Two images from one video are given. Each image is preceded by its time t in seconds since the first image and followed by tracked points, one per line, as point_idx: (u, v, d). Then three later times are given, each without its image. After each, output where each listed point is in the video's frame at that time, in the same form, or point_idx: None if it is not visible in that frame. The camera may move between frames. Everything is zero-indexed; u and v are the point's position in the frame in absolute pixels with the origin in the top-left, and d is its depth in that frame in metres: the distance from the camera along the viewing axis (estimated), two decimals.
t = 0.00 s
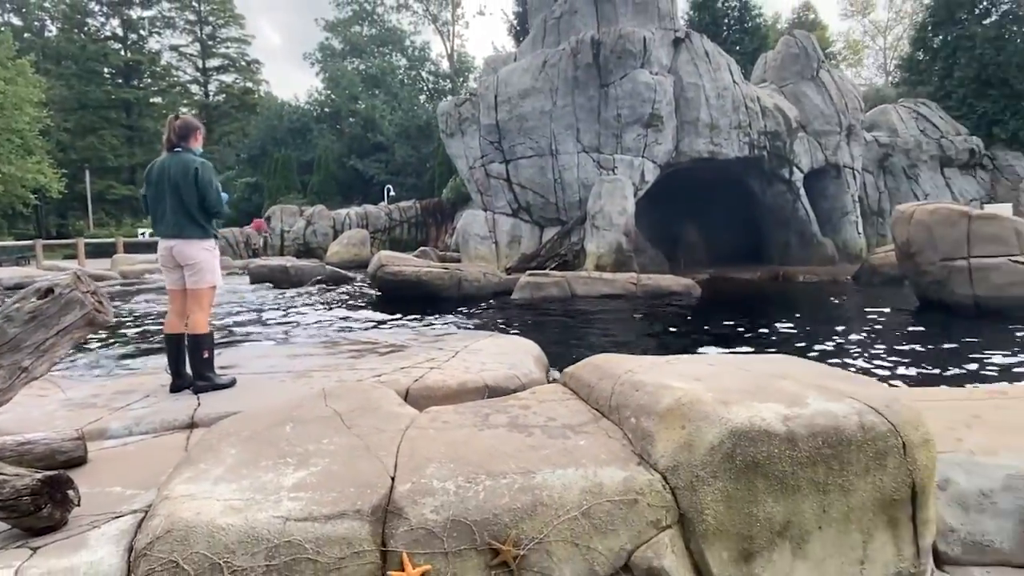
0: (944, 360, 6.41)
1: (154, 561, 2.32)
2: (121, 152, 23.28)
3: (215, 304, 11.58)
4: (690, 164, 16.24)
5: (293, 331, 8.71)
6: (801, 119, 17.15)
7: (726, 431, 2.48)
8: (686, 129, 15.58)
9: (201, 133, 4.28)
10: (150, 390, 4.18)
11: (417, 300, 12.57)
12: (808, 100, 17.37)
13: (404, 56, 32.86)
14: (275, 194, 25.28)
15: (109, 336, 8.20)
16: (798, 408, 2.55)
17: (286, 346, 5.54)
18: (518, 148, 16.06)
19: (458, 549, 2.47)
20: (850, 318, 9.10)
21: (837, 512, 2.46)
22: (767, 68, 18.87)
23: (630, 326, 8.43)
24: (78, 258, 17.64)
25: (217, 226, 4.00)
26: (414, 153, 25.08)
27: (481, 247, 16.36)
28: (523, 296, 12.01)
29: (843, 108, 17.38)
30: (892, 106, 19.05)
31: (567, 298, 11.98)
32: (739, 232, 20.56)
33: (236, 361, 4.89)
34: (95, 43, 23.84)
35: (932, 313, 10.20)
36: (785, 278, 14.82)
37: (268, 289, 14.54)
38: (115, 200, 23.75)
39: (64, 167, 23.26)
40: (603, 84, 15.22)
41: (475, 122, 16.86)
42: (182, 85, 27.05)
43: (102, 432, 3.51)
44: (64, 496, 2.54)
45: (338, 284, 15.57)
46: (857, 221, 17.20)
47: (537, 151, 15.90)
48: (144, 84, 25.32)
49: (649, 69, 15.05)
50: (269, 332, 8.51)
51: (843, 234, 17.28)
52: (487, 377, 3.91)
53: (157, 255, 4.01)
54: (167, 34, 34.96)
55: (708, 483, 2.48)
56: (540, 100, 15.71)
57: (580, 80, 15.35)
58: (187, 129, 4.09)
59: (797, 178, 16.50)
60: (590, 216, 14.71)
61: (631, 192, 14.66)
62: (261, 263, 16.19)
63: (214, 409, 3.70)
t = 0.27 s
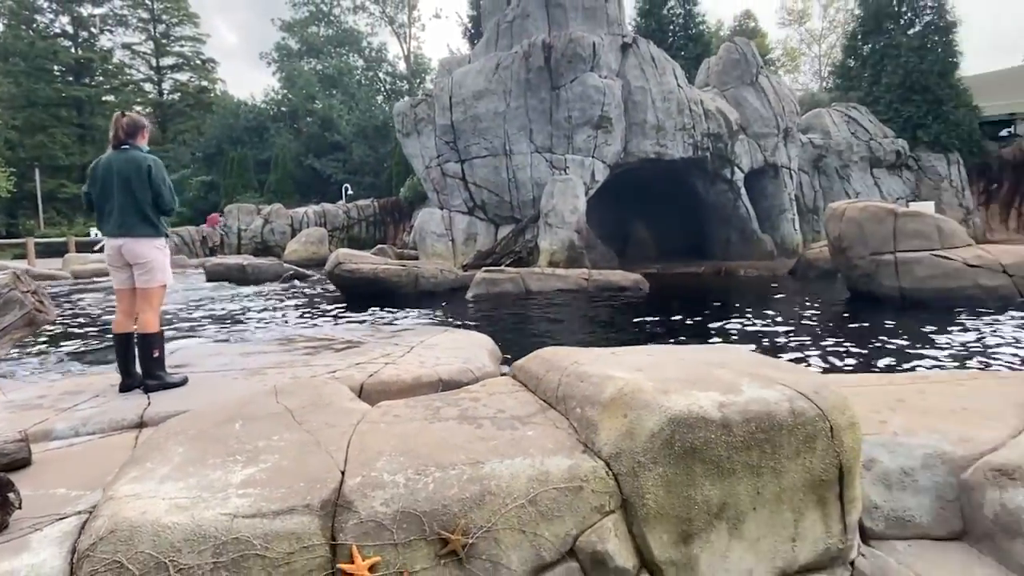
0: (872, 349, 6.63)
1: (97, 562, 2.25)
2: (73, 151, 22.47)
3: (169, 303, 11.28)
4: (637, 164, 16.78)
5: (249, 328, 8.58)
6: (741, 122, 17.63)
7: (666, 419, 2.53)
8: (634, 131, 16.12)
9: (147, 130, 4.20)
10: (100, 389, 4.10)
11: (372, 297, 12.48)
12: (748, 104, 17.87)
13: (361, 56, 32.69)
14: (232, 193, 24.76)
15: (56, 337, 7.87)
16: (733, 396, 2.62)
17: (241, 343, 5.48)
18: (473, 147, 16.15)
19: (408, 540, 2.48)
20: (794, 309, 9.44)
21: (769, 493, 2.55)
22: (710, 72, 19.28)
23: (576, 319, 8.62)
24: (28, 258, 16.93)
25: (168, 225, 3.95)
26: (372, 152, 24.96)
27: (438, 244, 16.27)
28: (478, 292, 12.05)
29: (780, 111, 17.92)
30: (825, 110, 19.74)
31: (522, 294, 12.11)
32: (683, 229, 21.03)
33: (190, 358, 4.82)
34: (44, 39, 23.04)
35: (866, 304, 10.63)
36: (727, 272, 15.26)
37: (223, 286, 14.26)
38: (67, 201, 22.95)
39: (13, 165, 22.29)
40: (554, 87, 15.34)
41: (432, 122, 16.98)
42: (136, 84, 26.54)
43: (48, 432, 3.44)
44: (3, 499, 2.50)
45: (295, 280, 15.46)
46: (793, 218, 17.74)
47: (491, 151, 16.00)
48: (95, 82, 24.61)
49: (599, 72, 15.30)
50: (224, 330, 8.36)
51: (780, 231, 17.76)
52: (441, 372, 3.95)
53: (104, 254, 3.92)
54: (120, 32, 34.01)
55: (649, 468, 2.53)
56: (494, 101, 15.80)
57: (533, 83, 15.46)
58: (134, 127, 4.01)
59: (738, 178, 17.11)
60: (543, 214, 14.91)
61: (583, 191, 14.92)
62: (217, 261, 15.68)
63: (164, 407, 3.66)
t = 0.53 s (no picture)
0: (794, 337, 6.96)
1: (29, 567, 2.12)
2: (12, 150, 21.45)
3: (112, 303, 10.91)
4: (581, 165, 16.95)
5: (197, 327, 8.41)
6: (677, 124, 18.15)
7: (602, 407, 2.52)
8: (577, 133, 16.30)
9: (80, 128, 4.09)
10: (35, 393, 3.96)
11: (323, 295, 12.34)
12: (683, 108, 18.42)
13: (310, 57, 32.31)
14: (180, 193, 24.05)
15: None
16: (664, 384, 2.64)
17: (186, 343, 5.38)
18: (422, 147, 16.12)
19: (351, 533, 2.39)
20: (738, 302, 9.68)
21: (700, 474, 2.56)
22: (648, 78, 19.84)
23: (524, 315, 8.67)
24: None
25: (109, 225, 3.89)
26: (322, 152, 24.74)
27: (388, 242, 16.46)
28: (428, 289, 11.81)
29: (713, 115, 18.51)
30: (755, 113, 20.39)
31: (471, 291, 11.98)
32: (623, 227, 21.47)
33: (131, 359, 4.71)
34: None
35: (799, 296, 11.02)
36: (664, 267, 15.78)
37: (170, 285, 13.87)
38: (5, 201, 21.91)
39: None
40: (500, 90, 15.51)
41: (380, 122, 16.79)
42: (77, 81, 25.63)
43: None
44: None
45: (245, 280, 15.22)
46: (726, 216, 18.42)
47: (439, 151, 16.01)
48: (34, 79, 23.67)
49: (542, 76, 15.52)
50: (170, 330, 8.15)
51: (714, 228, 18.36)
52: (389, 366, 3.98)
53: (38, 254, 3.79)
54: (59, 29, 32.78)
55: (586, 454, 2.51)
56: (442, 102, 15.85)
57: (479, 85, 15.59)
58: (69, 124, 3.91)
59: (675, 178, 17.63)
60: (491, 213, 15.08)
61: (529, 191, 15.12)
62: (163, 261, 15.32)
63: (103, 409, 3.57)
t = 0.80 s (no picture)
0: (720, 327, 7.27)
1: None
2: None
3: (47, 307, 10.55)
4: (522, 168, 17.37)
5: (138, 329, 8.19)
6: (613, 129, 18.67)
7: (536, 398, 2.50)
8: (518, 136, 16.62)
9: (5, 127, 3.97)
10: None
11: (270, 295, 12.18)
12: (618, 114, 18.99)
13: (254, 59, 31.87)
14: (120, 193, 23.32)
15: None
16: (595, 374, 2.66)
17: (126, 345, 5.25)
18: (368, 150, 16.04)
19: (290, 529, 2.28)
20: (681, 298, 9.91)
21: (629, 458, 2.61)
22: (584, 85, 20.32)
23: (469, 312, 8.71)
24: None
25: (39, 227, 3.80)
26: (267, 154, 24.42)
27: (336, 243, 15.96)
28: (376, 288, 11.77)
29: (646, 120, 19.16)
30: (684, 120, 21.25)
31: (417, 290, 11.92)
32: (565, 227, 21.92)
33: (67, 363, 4.59)
34: None
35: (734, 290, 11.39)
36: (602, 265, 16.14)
37: (109, 288, 13.49)
38: None
39: None
40: (444, 94, 15.75)
41: (325, 124, 16.69)
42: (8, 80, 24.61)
43: None
44: None
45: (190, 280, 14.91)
46: (659, 216, 19.12)
47: (385, 153, 16.00)
48: None
49: (485, 81, 15.86)
50: (109, 332, 7.92)
51: (648, 227, 18.99)
52: (334, 365, 3.94)
53: None
54: None
55: (521, 442, 2.48)
56: (387, 105, 15.91)
57: (423, 89, 15.77)
58: None
59: (611, 180, 18.14)
60: (438, 213, 15.23)
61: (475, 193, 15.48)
62: (102, 262, 14.92)
63: (33, 414, 3.45)
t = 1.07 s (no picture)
0: (655, 322, 7.45)
1: None
2: None
3: None
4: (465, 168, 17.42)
5: (65, 334, 7.80)
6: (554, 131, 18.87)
7: (476, 394, 2.43)
8: (461, 136, 16.65)
9: None
10: None
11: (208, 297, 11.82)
12: (559, 116, 19.19)
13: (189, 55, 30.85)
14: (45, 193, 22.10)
15: None
16: (533, 368, 2.61)
17: (49, 352, 4.98)
18: (309, 148, 15.87)
19: (224, 534, 2.13)
20: (624, 293, 10.08)
21: (566, 449, 2.60)
22: (526, 87, 20.42)
23: (414, 311, 8.64)
24: None
25: None
26: (204, 152, 23.64)
27: (275, 243, 15.58)
28: (318, 288, 11.88)
29: (586, 122, 19.44)
30: (622, 123, 21.71)
31: (361, 289, 11.94)
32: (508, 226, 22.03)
33: None
34: None
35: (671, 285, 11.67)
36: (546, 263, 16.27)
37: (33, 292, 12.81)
38: None
39: None
40: (386, 93, 15.64)
41: (263, 122, 16.56)
42: None
43: None
44: None
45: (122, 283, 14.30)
46: (600, 215, 19.49)
47: (326, 151, 15.81)
48: None
49: (427, 81, 15.86)
50: (31, 338, 7.49)
51: (589, 226, 19.39)
52: (272, 366, 3.87)
53: None
54: None
55: (460, 439, 2.41)
56: (328, 104, 15.72)
57: (364, 88, 15.63)
58: None
59: (554, 180, 18.34)
60: (381, 213, 15.08)
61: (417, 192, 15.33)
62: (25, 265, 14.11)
63: None
